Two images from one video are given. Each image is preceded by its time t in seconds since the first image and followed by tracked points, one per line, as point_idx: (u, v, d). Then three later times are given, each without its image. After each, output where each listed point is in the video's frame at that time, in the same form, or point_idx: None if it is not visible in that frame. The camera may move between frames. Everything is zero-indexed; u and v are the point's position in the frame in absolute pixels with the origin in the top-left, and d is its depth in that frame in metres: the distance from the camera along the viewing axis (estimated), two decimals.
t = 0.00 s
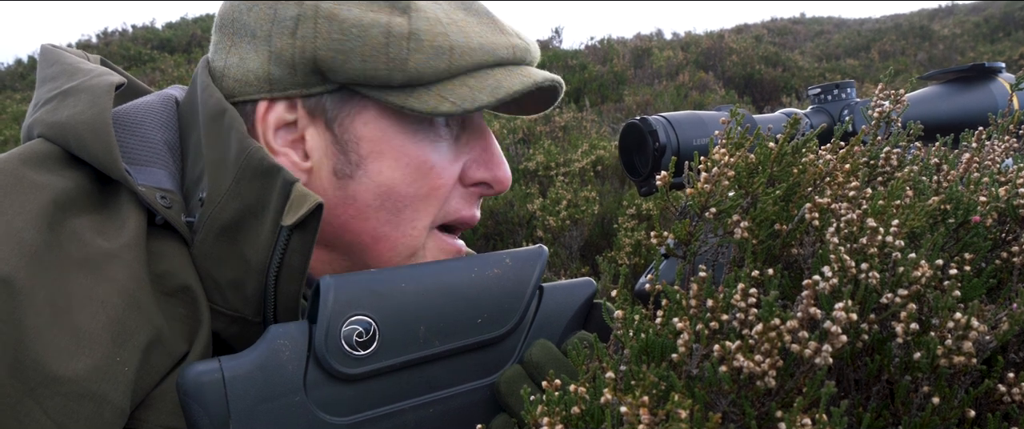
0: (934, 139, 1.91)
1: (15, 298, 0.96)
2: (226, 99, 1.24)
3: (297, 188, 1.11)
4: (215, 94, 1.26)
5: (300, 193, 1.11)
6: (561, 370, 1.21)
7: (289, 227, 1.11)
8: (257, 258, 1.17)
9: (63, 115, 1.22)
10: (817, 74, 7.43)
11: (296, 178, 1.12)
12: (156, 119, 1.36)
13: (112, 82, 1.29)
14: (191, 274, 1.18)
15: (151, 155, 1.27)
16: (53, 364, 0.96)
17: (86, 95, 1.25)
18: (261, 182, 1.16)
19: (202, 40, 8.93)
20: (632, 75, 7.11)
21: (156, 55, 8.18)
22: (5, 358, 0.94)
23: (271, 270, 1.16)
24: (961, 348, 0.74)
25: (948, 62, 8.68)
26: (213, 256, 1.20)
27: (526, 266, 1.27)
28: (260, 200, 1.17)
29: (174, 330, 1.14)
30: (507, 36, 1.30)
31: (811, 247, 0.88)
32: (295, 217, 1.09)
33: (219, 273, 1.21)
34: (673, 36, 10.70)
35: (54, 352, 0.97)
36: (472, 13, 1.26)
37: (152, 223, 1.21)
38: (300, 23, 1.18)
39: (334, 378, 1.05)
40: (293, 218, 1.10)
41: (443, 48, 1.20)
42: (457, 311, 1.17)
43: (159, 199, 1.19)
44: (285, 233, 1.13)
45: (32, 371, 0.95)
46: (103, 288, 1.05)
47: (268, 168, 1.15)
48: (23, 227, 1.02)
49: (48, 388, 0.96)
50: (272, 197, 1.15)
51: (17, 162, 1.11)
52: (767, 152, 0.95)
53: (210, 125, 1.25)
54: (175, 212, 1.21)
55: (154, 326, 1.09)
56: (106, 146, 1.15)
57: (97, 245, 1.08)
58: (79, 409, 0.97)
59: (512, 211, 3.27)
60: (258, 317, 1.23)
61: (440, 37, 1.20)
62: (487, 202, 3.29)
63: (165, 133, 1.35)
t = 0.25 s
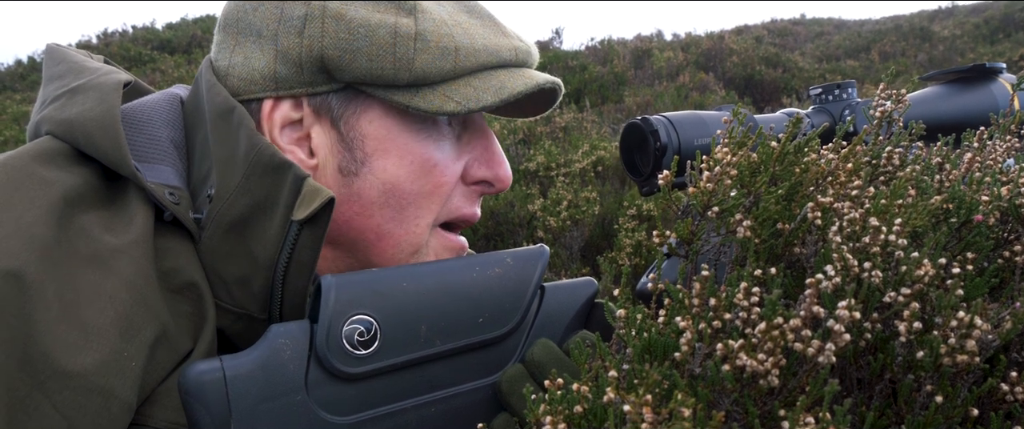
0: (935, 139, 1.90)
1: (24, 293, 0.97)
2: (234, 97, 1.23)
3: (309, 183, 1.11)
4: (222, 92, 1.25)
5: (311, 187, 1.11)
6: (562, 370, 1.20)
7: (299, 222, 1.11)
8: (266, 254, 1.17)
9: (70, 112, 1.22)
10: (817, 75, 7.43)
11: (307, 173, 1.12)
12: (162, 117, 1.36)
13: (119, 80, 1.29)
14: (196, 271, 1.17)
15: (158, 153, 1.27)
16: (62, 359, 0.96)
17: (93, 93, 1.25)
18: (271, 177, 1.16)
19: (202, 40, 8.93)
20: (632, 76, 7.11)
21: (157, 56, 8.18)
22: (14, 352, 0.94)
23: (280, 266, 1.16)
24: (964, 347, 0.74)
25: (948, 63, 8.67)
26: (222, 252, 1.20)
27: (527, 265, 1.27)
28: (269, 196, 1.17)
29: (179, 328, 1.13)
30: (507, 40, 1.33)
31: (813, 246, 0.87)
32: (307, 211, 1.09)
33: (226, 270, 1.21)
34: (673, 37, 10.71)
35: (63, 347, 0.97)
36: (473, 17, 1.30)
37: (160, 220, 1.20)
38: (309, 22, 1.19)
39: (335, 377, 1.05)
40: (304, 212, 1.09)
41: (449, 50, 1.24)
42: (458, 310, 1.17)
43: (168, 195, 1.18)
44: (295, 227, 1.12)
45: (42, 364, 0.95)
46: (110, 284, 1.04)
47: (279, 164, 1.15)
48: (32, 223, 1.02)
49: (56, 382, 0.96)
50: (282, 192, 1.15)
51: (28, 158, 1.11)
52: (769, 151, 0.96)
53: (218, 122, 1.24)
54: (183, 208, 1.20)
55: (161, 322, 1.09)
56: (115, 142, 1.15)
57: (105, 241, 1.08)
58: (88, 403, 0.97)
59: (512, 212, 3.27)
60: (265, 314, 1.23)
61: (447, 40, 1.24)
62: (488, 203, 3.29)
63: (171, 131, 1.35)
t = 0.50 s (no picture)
0: (936, 137, 1.90)
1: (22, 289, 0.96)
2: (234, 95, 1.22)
3: (303, 181, 1.11)
4: (223, 89, 1.24)
5: (305, 185, 1.11)
6: (562, 366, 1.20)
7: (291, 221, 1.12)
8: (261, 252, 1.17)
9: (70, 107, 1.21)
10: (817, 74, 7.43)
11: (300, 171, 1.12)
12: (163, 113, 1.36)
13: (120, 76, 1.29)
14: (194, 268, 1.17)
15: (158, 149, 1.27)
16: (59, 356, 0.96)
17: (94, 89, 1.25)
18: (266, 175, 1.16)
19: (202, 38, 8.92)
20: (632, 74, 7.11)
21: (156, 53, 8.17)
22: (11, 348, 0.94)
23: (274, 263, 1.16)
24: (965, 344, 0.74)
25: (948, 62, 8.66)
26: (218, 250, 1.20)
27: (527, 263, 1.27)
28: (265, 193, 1.17)
29: (177, 324, 1.13)
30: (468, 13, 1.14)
31: (813, 243, 0.88)
32: (299, 209, 1.10)
33: (223, 268, 1.20)
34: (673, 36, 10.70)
35: (60, 343, 0.97)
36: None
37: (158, 216, 1.19)
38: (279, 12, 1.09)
39: (334, 374, 1.04)
40: (297, 210, 1.10)
41: (414, 37, 1.09)
42: (457, 307, 1.17)
43: (166, 192, 1.18)
44: (289, 225, 1.13)
45: (38, 361, 0.95)
46: (109, 281, 1.04)
47: (274, 162, 1.15)
48: (29, 219, 1.02)
49: (53, 379, 0.96)
50: (277, 190, 1.15)
51: (25, 154, 1.11)
52: (770, 147, 0.96)
53: (217, 119, 1.23)
54: (181, 205, 1.20)
55: (159, 319, 1.09)
56: (114, 139, 1.15)
57: (103, 238, 1.08)
58: (84, 399, 0.97)
59: (512, 209, 3.27)
60: (260, 312, 1.23)
61: (411, 25, 1.08)
62: (487, 201, 3.30)
63: (171, 127, 1.34)
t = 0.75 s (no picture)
0: (930, 137, 1.90)
1: (13, 293, 0.95)
2: (221, 96, 1.25)
3: (280, 191, 1.13)
4: (213, 91, 1.27)
5: (283, 195, 1.13)
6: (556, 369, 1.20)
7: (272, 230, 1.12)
8: (245, 258, 1.17)
9: (65, 108, 1.21)
10: (816, 73, 7.43)
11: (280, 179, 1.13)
12: (159, 115, 1.36)
13: (116, 77, 1.29)
14: (187, 271, 1.18)
15: (152, 151, 1.27)
16: (52, 359, 0.95)
17: (89, 90, 1.25)
18: (248, 182, 1.17)
19: (200, 38, 8.91)
20: (631, 74, 7.11)
21: (154, 54, 8.16)
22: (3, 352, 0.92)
23: (257, 271, 1.16)
24: (958, 347, 0.74)
25: (947, 61, 8.66)
26: (203, 255, 1.19)
27: (521, 264, 1.28)
28: (247, 200, 1.17)
29: (171, 327, 1.13)
30: None
31: (807, 245, 0.88)
32: (277, 220, 1.10)
33: (211, 273, 1.20)
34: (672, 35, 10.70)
35: (53, 347, 0.96)
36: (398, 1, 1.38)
37: (148, 220, 1.20)
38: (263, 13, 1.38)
39: (329, 376, 1.04)
40: (275, 220, 1.11)
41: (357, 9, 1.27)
42: (451, 310, 1.17)
43: (156, 195, 1.18)
44: (269, 236, 1.14)
45: (31, 364, 0.94)
46: (102, 284, 1.04)
47: (254, 169, 1.16)
48: (22, 222, 1.01)
49: (46, 382, 0.94)
50: (257, 198, 1.16)
51: (18, 155, 1.10)
52: (764, 150, 0.95)
53: (207, 122, 1.25)
54: (171, 209, 1.20)
55: (152, 321, 1.09)
56: (108, 142, 1.15)
57: (96, 242, 1.08)
58: (77, 404, 0.96)
59: (509, 210, 3.28)
60: (249, 318, 1.23)
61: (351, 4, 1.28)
62: (485, 201, 3.30)
63: (167, 129, 1.35)
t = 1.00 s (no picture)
0: (927, 136, 1.90)
1: (9, 299, 0.95)
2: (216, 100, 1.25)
3: (275, 195, 1.12)
4: (208, 94, 1.26)
5: (279, 199, 1.11)
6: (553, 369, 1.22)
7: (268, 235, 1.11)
8: (241, 262, 1.17)
9: (59, 111, 1.21)
10: (813, 72, 7.43)
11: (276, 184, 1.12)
12: (155, 118, 1.35)
13: (111, 80, 1.28)
14: (183, 275, 1.17)
15: (148, 154, 1.27)
16: (47, 365, 0.95)
17: (83, 93, 1.24)
18: (244, 187, 1.16)
19: (197, 38, 8.89)
20: (628, 73, 7.11)
21: (151, 55, 8.15)
22: None
23: (253, 275, 1.16)
24: (952, 347, 0.74)
25: (944, 60, 8.67)
26: (199, 258, 1.19)
27: (518, 266, 1.28)
28: (243, 204, 1.16)
29: (167, 330, 1.13)
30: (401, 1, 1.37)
31: (802, 246, 0.87)
32: (273, 224, 1.08)
33: (206, 276, 1.20)
34: (669, 35, 10.70)
35: (48, 353, 0.96)
36: None
37: (144, 223, 1.20)
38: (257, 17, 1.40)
39: (327, 379, 1.04)
40: (269, 226, 1.09)
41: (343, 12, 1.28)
42: (449, 312, 1.17)
43: (151, 199, 1.18)
44: (265, 241, 1.13)
45: (26, 370, 0.94)
46: (98, 289, 1.04)
47: (250, 174, 1.15)
48: (17, 226, 1.00)
49: (42, 388, 0.95)
50: (253, 202, 1.15)
51: (13, 159, 1.09)
52: (759, 150, 0.95)
53: (202, 126, 1.25)
54: (166, 213, 1.20)
55: (148, 327, 1.08)
56: (102, 146, 1.15)
57: (91, 246, 1.07)
58: (73, 409, 0.96)
59: (507, 210, 3.27)
60: (246, 322, 1.23)
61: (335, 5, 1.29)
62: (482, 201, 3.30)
63: (163, 131, 1.34)
